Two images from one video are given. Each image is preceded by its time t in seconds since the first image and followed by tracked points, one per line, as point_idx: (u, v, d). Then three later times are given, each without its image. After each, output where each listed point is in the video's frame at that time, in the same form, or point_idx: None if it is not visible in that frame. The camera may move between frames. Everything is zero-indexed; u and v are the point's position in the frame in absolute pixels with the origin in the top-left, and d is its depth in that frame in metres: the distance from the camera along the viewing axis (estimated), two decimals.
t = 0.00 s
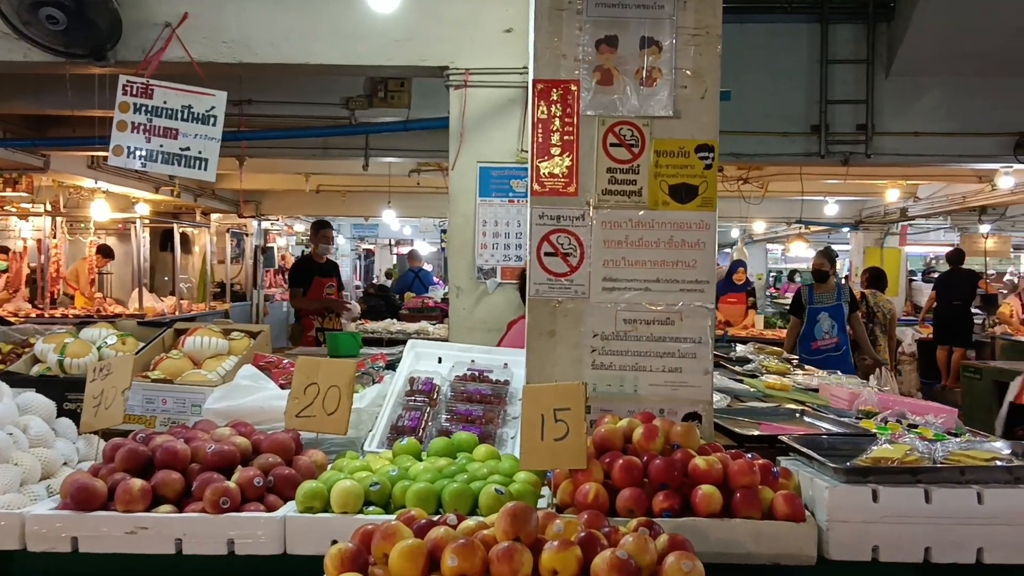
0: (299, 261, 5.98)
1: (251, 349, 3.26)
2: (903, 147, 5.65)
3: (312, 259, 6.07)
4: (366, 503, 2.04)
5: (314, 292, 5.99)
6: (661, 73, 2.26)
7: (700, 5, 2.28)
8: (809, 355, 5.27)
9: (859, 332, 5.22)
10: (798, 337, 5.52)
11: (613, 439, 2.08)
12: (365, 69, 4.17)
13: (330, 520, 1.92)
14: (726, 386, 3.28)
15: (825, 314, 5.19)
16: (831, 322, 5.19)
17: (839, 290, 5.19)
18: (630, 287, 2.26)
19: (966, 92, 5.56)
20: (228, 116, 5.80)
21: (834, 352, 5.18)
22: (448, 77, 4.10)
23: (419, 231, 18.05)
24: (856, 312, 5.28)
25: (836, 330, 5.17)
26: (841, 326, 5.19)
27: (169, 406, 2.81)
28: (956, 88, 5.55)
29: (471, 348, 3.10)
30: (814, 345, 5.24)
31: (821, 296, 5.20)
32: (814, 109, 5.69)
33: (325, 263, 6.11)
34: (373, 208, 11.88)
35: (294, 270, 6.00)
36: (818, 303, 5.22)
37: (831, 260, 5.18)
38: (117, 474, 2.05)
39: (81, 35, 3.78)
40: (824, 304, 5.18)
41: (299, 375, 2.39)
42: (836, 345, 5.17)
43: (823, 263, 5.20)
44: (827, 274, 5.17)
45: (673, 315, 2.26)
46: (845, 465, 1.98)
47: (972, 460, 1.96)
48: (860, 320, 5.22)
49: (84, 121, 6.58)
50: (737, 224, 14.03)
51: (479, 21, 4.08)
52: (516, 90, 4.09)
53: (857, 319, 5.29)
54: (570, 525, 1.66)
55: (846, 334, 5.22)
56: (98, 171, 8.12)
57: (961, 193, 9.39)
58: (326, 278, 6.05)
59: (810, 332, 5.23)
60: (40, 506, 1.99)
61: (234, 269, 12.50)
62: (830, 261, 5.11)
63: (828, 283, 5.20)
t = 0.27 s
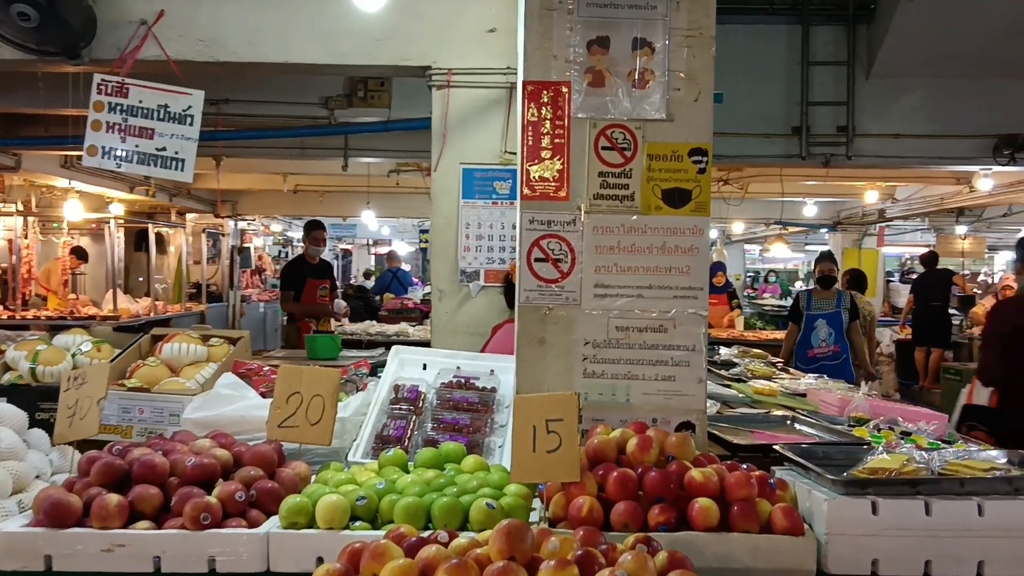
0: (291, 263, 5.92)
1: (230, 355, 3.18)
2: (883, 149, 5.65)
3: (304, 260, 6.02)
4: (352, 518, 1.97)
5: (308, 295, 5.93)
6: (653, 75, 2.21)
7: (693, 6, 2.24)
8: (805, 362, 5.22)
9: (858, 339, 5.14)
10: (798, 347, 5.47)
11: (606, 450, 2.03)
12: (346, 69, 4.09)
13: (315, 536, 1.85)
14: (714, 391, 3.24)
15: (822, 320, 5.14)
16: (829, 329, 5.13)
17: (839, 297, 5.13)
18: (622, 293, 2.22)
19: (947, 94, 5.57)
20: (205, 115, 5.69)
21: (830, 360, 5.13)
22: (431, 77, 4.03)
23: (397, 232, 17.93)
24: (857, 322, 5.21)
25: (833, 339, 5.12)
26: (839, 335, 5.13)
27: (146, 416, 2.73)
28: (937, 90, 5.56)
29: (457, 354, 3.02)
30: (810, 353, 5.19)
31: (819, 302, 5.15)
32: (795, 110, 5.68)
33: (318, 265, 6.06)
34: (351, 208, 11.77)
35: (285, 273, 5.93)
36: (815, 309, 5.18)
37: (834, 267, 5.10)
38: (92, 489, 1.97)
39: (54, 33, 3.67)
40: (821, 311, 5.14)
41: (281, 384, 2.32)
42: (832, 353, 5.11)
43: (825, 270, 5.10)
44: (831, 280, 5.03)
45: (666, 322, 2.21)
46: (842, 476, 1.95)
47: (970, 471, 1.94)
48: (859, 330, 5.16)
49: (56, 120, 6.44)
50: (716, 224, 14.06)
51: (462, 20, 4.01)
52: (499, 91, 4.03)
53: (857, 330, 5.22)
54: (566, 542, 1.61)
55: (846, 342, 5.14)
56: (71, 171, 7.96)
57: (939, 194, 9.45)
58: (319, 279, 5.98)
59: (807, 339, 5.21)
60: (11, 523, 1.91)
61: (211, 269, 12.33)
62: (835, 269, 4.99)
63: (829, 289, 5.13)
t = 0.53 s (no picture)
0: (271, 265, 5.77)
1: (196, 357, 3.07)
2: (851, 148, 5.66)
3: (282, 260, 5.87)
4: (326, 527, 1.90)
5: (289, 297, 5.80)
6: (635, 70, 2.16)
7: None
8: (794, 357, 5.04)
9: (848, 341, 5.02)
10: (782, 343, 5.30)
11: (588, 454, 1.98)
12: (315, 64, 4.00)
13: (286, 545, 1.77)
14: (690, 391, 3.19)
15: (812, 313, 4.98)
16: (819, 323, 4.98)
17: (830, 291, 4.98)
18: (603, 293, 2.17)
19: (914, 94, 5.60)
20: (168, 111, 5.55)
21: (819, 355, 4.96)
22: (401, 73, 3.95)
23: (363, 230, 17.76)
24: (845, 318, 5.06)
25: (823, 333, 4.96)
26: (829, 329, 4.98)
27: (108, 420, 2.62)
28: (906, 90, 5.60)
29: (431, 355, 2.94)
30: (798, 347, 5.02)
31: (810, 295, 4.99)
32: (764, 110, 5.68)
33: (297, 265, 5.93)
34: (316, 205, 11.67)
35: (265, 275, 5.77)
36: (806, 302, 5.01)
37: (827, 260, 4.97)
38: (51, 498, 1.87)
39: (14, 27, 3.54)
40: (812, 304, 4.98)
41: (251, 387, 2.23)
42: (822, 348, 4.95)
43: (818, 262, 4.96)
44: (824, 273, 4.95)
45: (648, 322, 2.17)
46: (827, 478, 1.93)
47: (955, 473, 1.96)
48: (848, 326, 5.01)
49: (12, 114, 6.23)
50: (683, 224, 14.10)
51: (434, 16, 3.94)
52: (471, 88, 3.96)
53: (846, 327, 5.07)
54: (551, 550, 1.55)
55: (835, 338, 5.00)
56: (27, 167, 7.73)
57: (903, 194, 9.56)
58: (299, 281, 5.86)
59: (795, 332, 5.04)
60: None
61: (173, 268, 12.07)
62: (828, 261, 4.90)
63: (820, 283, 4.99)
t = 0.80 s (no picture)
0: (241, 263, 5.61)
1: (152, 356, 2.96)
2: (810, 147, 5.70)
3: (251, 257, 5.70)
4: (292, 532, 1.82)
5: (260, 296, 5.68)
6: (608, 61, 2.12)
7: None
8: (764, 361, 5.08)
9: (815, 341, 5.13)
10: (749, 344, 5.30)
11: (562, 453, 1.94)
12: (274, 57, 3.89)
13: (251, 551, 1.69)
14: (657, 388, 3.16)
15: (782, 316, 5.01)
16: (789, 325, 5.03)
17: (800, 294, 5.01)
18: (575, 289, 2.12)
19: (870, 95, 5.67)
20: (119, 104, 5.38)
21: (790, 359, 5.04)
22: (362, 67, 3.87)
23: (320, 228, 17.51)
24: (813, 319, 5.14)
25: (793, 336, 5.02)
26: (799, 331, 5.03)
27: (60, 422, 2.49)
28: (863, 90, 5.66)
29: (396, 354, 2.86)
30: (769, 351, 5.05)
31: (780, 297, 4.99)
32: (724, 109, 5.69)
33: (265, 261, 5.77)
34: (272, 203, 11.46)
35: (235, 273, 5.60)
36: (776, 305, 5.02)
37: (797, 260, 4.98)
38: None
39: None
40: (782, 306, 4.98)
41: (210, 387, 2.15)
42: (793, 352, 5.02)
43: (789, 262, 4.97)
44: (796, 274, 4.92)
45: (621, 319, 2.13)
46: (803, 477, 1.93)
47: (928, 469, 1.97)
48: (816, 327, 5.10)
49: None
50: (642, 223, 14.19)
51: (396, 8, 3.86)
52: (434, 82, 3.90)
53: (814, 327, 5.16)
54: (529, 554, 1.50)
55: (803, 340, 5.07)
56: None
57: (858, 194, 9.73)
58: (270, 280, 5.73)
59: (766, 335, 5.05)
60: None
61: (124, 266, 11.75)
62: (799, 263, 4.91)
63: (790, 284, 4.99)
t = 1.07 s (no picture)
0: (197, 265, 5.45)
1: (97, 357, 2.84)
2: (761, 147, 5.75)
3: (208, 259, 5.52)
4: (244, 539, 1.75)
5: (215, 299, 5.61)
6: (569, 56, 2.09)
7: None
8: (723, 358, 5.10)
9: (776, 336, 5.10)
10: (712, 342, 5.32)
11: (523, 454, 1.90)
12: (224, 50, 3.79)
13: (201, 560, 1.63)
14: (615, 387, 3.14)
15: (739, 312, 5.02)
16: (746, 321, 5.03)
17: (759, 287, 5.01)
18: (535, 287, 2.09)
19: (818, 95, 5.75)
20: (61, 98, 5.19)
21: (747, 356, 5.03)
22: (315, 61, 3.79)
23: (270, 226, 17.23)
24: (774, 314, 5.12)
25: (751, 332, 5.02)
26: (757, 327, 5.03)
27: None
28: (812, 90, 5.74)
29: (350, 354, 2.79)
30: (727, 348, 5.07)
31: (738, 292, 5.01)
32: (676, 108, 5.70)
33: (223, 262, 5.61)
34: (222, 201, 11.22)
35: (190, 274, 5.46)
36: (733, 300, 5.05)
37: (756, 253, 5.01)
38: None
39: None
40: (739, 301, 5.00)
41: (158, 389, 2.06)
42: (751, 348, 5.02)
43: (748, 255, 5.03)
44: (752, 267, 4.97)
45: (582, 318, 2.10)
46: (764, 476, 1.93)
47: (888, 467, 1.98)
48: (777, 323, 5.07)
49: None
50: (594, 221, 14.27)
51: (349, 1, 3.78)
52: (389, 77, 3.83)
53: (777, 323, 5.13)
54: (491, 558, 1.46)
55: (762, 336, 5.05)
56: None
57: (806, 193, 9.90)
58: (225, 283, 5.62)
59: (724, 332, 5.07)
60: None
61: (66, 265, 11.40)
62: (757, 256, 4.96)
63: (748, 277, 5.00)
